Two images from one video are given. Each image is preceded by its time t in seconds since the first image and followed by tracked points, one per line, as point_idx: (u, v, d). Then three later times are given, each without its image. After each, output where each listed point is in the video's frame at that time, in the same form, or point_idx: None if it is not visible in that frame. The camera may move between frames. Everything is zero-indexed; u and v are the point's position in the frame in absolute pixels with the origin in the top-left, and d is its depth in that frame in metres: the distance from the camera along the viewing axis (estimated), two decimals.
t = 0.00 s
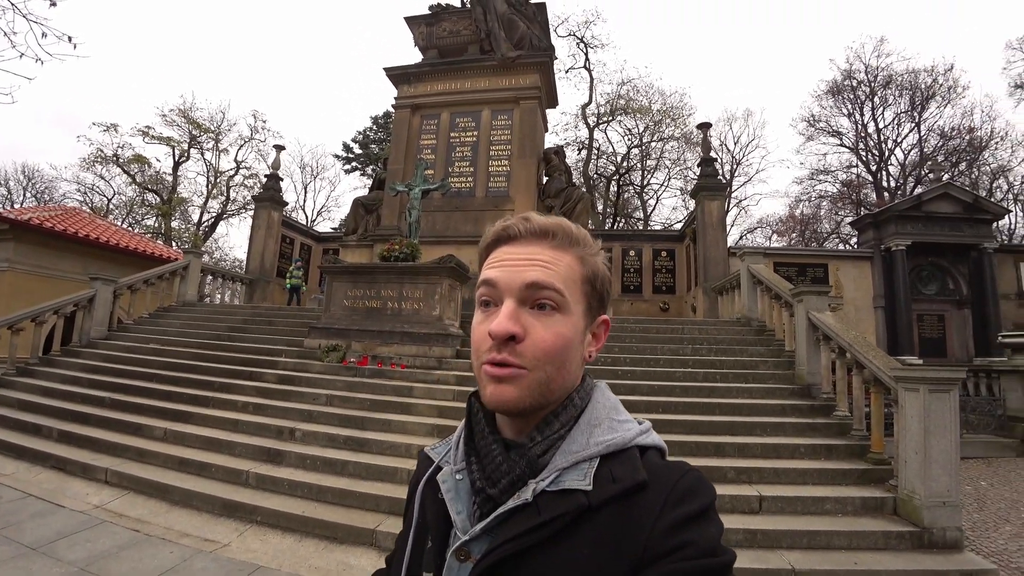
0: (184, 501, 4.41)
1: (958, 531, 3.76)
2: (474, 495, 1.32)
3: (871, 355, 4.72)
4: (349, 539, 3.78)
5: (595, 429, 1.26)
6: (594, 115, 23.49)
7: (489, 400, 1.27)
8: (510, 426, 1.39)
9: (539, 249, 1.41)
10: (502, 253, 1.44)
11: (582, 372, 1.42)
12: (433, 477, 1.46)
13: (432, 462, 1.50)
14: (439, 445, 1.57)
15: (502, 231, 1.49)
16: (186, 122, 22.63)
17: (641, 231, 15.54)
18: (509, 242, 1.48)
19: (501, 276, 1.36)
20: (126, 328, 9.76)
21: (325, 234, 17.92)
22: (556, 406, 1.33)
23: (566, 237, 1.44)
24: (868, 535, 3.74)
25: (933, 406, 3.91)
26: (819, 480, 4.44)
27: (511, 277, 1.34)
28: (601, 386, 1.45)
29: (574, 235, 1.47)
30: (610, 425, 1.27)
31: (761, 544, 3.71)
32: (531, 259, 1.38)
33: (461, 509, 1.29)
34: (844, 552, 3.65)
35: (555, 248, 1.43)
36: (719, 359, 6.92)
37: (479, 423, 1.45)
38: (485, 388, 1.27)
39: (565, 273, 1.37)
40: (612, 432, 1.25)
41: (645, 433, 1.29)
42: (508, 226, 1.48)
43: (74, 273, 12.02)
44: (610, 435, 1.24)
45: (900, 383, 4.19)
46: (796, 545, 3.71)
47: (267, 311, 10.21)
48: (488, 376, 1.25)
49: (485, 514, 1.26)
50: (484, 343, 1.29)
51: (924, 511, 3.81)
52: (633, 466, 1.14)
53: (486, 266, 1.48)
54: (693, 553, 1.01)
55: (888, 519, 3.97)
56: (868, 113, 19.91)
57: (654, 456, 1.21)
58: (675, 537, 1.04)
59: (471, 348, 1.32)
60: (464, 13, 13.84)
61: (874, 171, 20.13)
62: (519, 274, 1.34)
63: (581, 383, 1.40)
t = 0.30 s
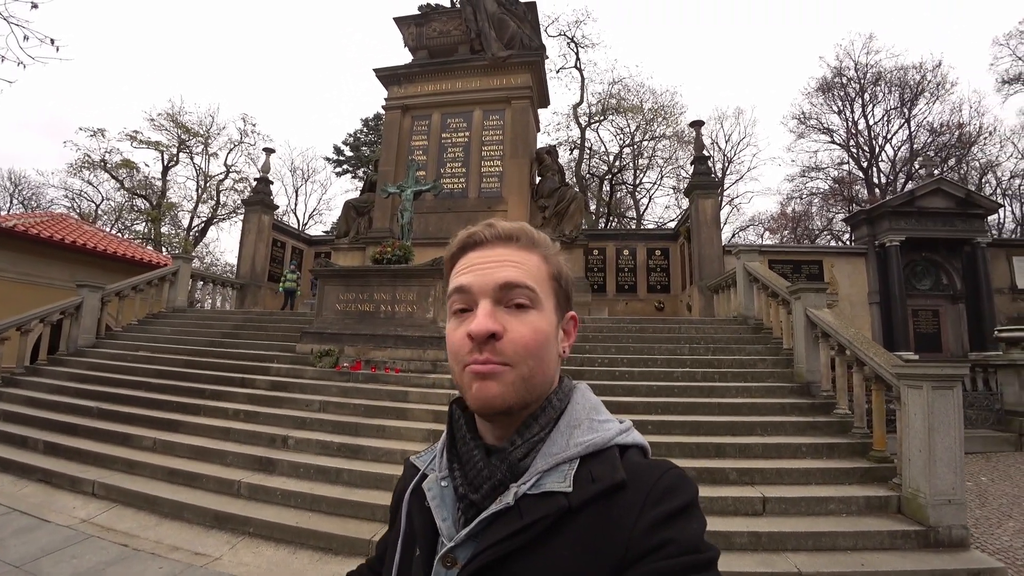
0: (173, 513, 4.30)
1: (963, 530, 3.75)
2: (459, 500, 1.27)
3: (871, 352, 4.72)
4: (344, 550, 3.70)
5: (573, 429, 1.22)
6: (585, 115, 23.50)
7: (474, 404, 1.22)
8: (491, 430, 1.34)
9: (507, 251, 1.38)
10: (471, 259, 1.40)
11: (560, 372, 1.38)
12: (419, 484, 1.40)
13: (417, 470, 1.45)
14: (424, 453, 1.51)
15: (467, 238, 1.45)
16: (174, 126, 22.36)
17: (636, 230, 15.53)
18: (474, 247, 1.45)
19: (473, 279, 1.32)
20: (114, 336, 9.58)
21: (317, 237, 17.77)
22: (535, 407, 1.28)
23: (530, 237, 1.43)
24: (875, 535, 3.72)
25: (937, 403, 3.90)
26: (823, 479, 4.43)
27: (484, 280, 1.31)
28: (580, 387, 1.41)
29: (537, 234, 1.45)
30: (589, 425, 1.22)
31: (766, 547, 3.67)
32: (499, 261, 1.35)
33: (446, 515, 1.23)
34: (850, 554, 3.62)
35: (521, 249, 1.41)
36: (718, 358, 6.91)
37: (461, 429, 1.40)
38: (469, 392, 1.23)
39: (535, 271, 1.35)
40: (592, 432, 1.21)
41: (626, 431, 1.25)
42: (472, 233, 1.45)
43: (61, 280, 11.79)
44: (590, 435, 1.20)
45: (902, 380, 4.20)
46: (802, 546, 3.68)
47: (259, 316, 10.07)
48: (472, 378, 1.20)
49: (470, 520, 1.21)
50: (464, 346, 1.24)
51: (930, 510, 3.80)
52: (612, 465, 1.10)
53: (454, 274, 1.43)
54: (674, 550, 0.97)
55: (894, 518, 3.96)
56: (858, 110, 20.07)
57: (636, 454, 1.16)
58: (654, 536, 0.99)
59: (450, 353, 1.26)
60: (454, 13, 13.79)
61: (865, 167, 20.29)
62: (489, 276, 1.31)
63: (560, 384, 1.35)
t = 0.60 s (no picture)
0: (168, 515, 4.25)
1: (969, 534, 3.73)
2: (452, 496, 1.23)
3: (875, 354, 4.69)
4: (341, 553, 3.65)
5: (563, 422, 1.18)
6: (585, 116, 23.50)
7: (474, 398, 1.19)
8: (484, 425, 1.30)
9: (509, 246, 1.35)
10: (473, 251, 1.37)
11: (551, 366, 1.35)
12: (413, 482, 1.36)
13: (411, 468, 1.41)
14: (417, 451, 1.47)
15: (470, 230, 1.41)
16: (173, 125, 22.30)
17: (636, 232, 15.52)
18: (477, 240, 1.41)
19: (477, 270, 1.28)
20: (110, 335, 9.51)
21: (316, 238, 17.72)
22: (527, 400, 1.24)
23: (532, 234, 1.41)
24: (880, 539, 3.69)
25: (943, 405, 3.88)
26: (827, 482, 4.40)
27: (488, 272, 1.27)
28: (572, 380, 1.37)
29: (538, 231, 1.43)
30: (579, 416, 1.18)
31: (770, 552, 3.64)
32: (503, 254, 1.32)
33: (440, 511, 1.19)
34: (856, 558, 3.59)
35: (523, 245, 1.38)
36: (719, 360, 6.88)
37: (453, 425, 1.36)
38: (471, 387, 1.19)
39: (538, 268, 1.33)
40: (581, 423, 1.17)
41: (616, 421, 1.21)
42: (475, 225, 1.41)
43: (57, 279, 11.71)
44: (580, 426, 1.16)
45: (907, 383, 4.18)
46: (806, 551, 3.64)
47: (257, 316, 10.02)
48: (475, 370, 1.17)
49: (464, 515, 1.17)
50: (466, 339, 1.21)
51: (936, 514, 3.77)
52: (602, 455, 1.06)
53: (454, 266, 1.39)
54: (663, 539, 0.94)
55: (900, 522, 3.94)
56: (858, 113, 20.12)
57: (625, 444, 1.13)
58: (645, 526, 0.96)
59: (451, 346, 1.22)
60: (455, 13, 13.79)
61: (865, 170, 20.33)
62: (493, 268, 1.27)
63: (551, 378, 1.32)
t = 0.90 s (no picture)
0: (175, 516, 4.27)
1: (985, 541, 3.66)
2: (452, 501, 1.22)
3: (887, 357, 4.63)
4: (347, 556, 3.65)
5: (563, 427, 1.17)
6: (592, 118, 23.47)
7: (471, 407, 1.18)
8: (483, 431, 1.30)
9: (500, 254, 1.34)
10: (463, 261, 1.36)
11: (550, 372, 1.34)
12: (412, 487, 1.36)
13: (411, 473, 1.40)
14: (418, 456, 1.47)
15: (459, 240, 1.40)
16: (183, 129, 22.55)
17: (643, 233, 15.46)
18: (468, 249, 1.40)
19: (468, 281, 1.27)
20: (120, 337, 9.61)
21: (323, 240, 17.82)
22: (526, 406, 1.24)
23: (523, 240, 1.40)
24: (893, 546, 3.64)
25: (957, 409, 3.82)
26: (838, 487, 4.34)
27: (479, 281, 1.26)
28: (571, 386, 1.36)
29: (529, 237, 1.42)
30: (578, 422, 1.17)
31: (780, 558, 3.60)
32: (493, 263, 1.31)
33: (439, 517, 1.19)
34: (867, 565, 3.55)
35: (514, 252, 1.37)
36: (728, 363, 6.82)
37: (452, 431, 1.36)
38: (466, 395, 1.19)
39: (530, 274, 1.31)
40: (581, 428, 1.16)
41: (616, 427, 1.19)
42: (465, 235, 1.40)
43: (68, 282, 11.86)
44: (579, 431, 1.15)
45: (920, 386, 4.12)
46: (816, 557, 3.60)
47: (265, 318, 10.09)
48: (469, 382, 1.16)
49: (463, 520, 1.16)
50: (460, 349, 1.20)
51: (950, 520, 3.71)
52: (601, 461, 1.05)
53: (446, 277, 1.38)
54: (663, 545, 0.92)
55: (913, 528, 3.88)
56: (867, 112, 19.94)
57: (624, 450, 1.11)
58: (644, 531, 0.94)
59: (445, 357, 1.22)
60: (461, 15, 13.84)
61: (875, 170, 20.13)
62: (484, 277, 1.26)
63: (550, 383, 1.31)
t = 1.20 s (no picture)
0: (185, 515, 4.32)
1: (998, 545, 3.61)
2: (459, 510, 1.23)
3: (898, 358, 4.58)
4: (354, 556, 3.68)
5: (572, 436, 1.17)
6: (599, 117, 23.40)
7: (478, 415, 1.19)
8: (490, 440, 1.30)
9: (509, 260, 1.34)
10: (473, 267, 1.36)
11: (558, 380, 1.34)
12: (419, 494, 1.37)
13: (417, 480, 1.42)
14: (425, 463, 1.48)
15: (470, 246, 1.41)
16: (193, 131, 22.76)
17: (651, 233, 15.41)
18: (477, 256, 1.41)
19: (477, 288, 1.28)
20: (131, 337, 9.73)
21: (331, 240, 17.92)
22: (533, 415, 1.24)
23: (532, 247, 1.40)
24: (904, 549, 3.60)
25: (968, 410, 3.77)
26: (848, 490, 4.30)
27: (487, 288, 1.27)
28: (580, 394, 1.36)
29: (539, 244, 1.42)
30: (587, 431, 1.17)
31: (788, 560, 3.57)
32: (503, 269, 1.31)
33: (446, 525, 1.20)
34: (878, 568, 3.51)
35: (524, 259, 1.37)
36: (737, 363, 6.78)
37: (460, 439, 1.37)
38: (473, 403, 1.19)
39: (539, 282, 1.32)
40: (590, 437, 1.16)
41: (625, 436, 1.19)
42: (474, 241, 1.41)
43: (80, 282, 12.02)
44: (588, 440, 1.15)
45: (932, 388, 4.07)
46: (826, 560, 3.57)
47: (274, 318, 10.17)
48: (476, 389, 1.16)
49: (470, 528, 1.17)
50: (468, 356, 1.21)
51: (963, 523, 3.66)
52: (611, 470, 1.04)
53: (455, 283, 1.39)
54: (673, 555, 0.91)
55: (925, 532, 3.83)
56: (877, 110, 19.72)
57: (634, 459, 1.11)
58: (653, 541, 0.94)
59: (451, 363, 1.23)
60: (468, 15, 13.86)
61: (885, 169, 19.91)
62: (493, 284, 1.27)
63: (558, 392, 1.31)
